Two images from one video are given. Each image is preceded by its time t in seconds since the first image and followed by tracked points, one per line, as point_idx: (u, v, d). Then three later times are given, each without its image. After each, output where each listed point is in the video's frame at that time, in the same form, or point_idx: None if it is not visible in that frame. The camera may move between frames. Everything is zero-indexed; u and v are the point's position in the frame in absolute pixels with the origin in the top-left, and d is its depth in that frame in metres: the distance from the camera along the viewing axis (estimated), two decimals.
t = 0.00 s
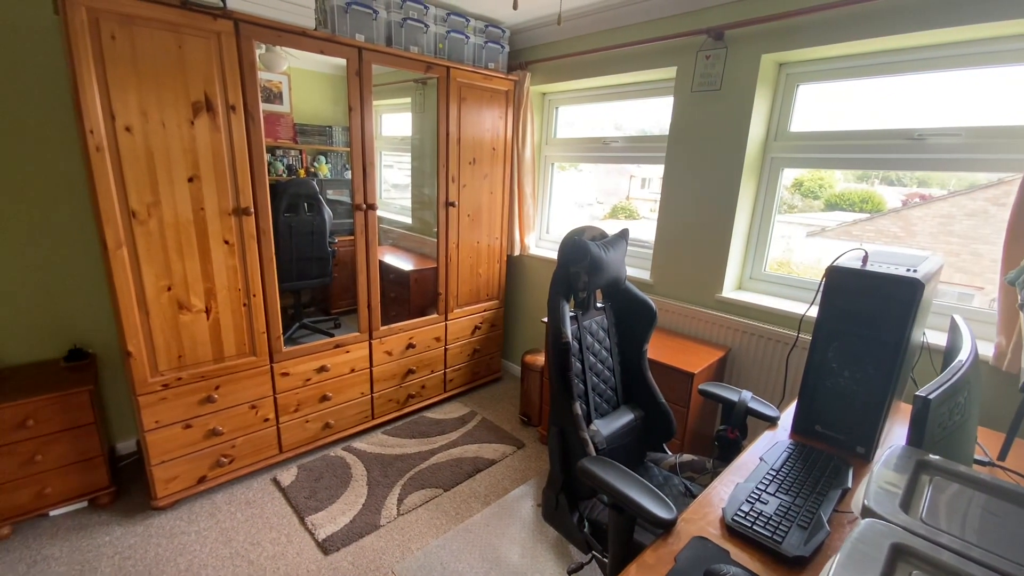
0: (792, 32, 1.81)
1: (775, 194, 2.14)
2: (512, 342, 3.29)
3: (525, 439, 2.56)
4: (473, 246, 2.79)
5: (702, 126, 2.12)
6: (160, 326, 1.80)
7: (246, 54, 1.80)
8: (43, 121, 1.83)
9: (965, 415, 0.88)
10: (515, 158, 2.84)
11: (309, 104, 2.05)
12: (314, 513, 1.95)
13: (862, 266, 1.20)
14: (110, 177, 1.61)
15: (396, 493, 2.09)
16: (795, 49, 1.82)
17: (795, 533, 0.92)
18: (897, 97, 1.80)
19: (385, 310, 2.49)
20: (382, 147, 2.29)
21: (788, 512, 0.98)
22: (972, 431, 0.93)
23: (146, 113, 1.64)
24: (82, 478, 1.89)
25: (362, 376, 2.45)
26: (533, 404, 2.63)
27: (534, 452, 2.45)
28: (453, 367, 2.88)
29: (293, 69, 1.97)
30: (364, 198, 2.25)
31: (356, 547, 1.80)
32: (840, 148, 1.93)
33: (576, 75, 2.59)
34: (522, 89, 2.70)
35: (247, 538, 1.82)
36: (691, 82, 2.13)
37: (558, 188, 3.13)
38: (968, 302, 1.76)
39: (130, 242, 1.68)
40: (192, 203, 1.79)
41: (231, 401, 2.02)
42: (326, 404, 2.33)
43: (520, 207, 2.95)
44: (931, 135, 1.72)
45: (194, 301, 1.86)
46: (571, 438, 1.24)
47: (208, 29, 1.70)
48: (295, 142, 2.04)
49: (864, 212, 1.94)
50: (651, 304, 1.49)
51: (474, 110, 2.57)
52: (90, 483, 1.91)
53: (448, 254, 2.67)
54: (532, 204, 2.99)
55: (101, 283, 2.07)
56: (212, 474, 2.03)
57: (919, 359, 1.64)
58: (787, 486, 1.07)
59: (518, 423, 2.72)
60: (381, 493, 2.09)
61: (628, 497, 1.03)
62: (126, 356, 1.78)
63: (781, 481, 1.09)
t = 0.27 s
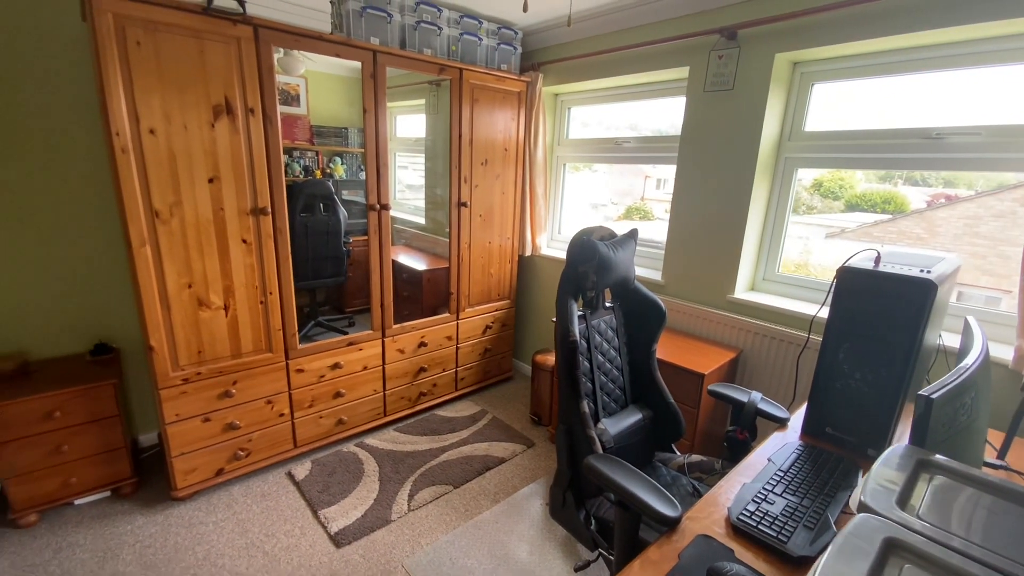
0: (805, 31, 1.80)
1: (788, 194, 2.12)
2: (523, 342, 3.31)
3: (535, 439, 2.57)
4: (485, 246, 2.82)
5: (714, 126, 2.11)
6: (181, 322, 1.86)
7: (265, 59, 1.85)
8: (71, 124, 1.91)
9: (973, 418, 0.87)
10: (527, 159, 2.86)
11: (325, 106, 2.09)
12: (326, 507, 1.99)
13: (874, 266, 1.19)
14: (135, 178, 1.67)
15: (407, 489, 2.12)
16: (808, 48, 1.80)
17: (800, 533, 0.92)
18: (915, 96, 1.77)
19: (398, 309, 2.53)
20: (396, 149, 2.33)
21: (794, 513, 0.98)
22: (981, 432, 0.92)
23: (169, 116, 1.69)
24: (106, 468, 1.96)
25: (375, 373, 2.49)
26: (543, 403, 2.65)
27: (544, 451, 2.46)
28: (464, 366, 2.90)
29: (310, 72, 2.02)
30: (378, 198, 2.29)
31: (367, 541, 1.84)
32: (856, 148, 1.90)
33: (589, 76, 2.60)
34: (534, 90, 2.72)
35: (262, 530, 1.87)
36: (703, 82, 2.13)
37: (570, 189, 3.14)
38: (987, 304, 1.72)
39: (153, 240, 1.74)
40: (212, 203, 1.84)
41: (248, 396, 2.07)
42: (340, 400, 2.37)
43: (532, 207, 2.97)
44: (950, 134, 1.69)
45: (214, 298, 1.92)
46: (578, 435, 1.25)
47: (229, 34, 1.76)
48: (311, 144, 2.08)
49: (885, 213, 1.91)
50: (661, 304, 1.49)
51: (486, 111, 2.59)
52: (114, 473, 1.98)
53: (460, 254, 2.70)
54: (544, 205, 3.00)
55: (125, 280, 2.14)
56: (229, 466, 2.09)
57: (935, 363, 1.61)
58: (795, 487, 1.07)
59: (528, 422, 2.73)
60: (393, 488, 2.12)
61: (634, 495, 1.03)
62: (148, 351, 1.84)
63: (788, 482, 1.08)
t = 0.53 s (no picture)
0: (821, 31, 1.79)
1: (804, 195, 2.11)
2: (538, 341, 3.35)
3: (548, 436, 2.60)
4: (501, 247, 2.87)
5: (729, 127, 2.12)
6: (211, 317, 1.96)
7: (291, 66, 1.93)
8: (113, 130, 2.03)
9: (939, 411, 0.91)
10: (543, 160, 2.90)
11: (348, 110, 2.17)
12: (344, 496, 2.07)
13: (883, 267, 1.19)
14: (170, 181, 1.77)
15: (421, 482, 2.18)
16: (824, 49, 1.80)
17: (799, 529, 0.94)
18: (935, 95, 1.74)
19: (415, 307, 2.60)
20: (415, 151, 2.40)
21: (795, 509, 0.99)
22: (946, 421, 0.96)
23: (202, 121, 1.79)
24: (140, 454, 2.08)
25: (393, 369, 2.56)
26: (556, 402, 2.68)
27: (557, 449, 2.49)
28: (480, 364, 2.96)
29: (334, 78, 2.10)
30: (397, 199, 2.37)
31: (382, 530, 1.90)
32: (874, 149, 1.88)
33: (605, 78, 2.63)
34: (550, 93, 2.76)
35: (283, 516, 1.95)
36: (718, 84, 2.13)
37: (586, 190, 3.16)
38: (1009, 307, 1.69)
39: (186, 239, 1.84)
40: (241, 204, 1.94)
41: (272, 388, 2.17)
42: (358, 395, 2.45)
43: (548, 208, 3.00)
44: (971, 134, 1.66)
45: (241, 294, 2.02)
46: (585, 430, 1.29)
47: (257, 44, 1.85)
48: (335, 147, 2.16)
49: (917, 214, 1.84)
50: (669, 303, 1.51)
51: (503, 114, 2.64)
52: (147, 460, 2.10)
53: (476, 254, 2.75)
54: (560, 206, 3.04)
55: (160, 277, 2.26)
56: (254, 456, 2.19)
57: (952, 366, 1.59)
58: (797, 484, 1.08)
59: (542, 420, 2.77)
60: (408, 481, 2.18)
61: (637, 488, 1.06)
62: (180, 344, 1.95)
63: (792, 480, 1.10)
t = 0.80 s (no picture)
0: (837, 29, 1.79)
1: (821, 193, 2.10)
2: (555, 339, 3.40)
3: (562, 431, 2.65)
4: (519, 245, 2.93)
5: (744, 126, 2.13)
6: (243, 307, 2.09)
7: (320, 72, 2.05)
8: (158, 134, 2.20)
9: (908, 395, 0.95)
10: (560, 160, 2.95)
11: (374, 114, 2.28)
12: (364, 481, 2.17)
13: (885, 262, 1.21)
14: (208, 180, 1.91)
15: (437, 470, 2.26)
16: (839, 47, 1.79)
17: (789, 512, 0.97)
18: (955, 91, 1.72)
19: (434, 303, 2.70)
20: (434, 152, 2.50)
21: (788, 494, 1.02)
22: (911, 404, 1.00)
23: (237, 125, 1.92)
24: (177, 435, 2.23)
25: (412, 362, 2.66)
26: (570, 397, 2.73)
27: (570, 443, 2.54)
28: (497, 359, 3.03)
29: (360, 82, 2.21)
30: (417, 198, 2.47)
31: (399, 513, 1.99)
32: (891, 146, 1.86)
33: (621, 79, 2.66)
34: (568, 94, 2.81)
35: (307, 497, 2.07)
36: (732, 83, 2.15)
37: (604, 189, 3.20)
38: None
39: (222, 234, 1.98)
40: (271, 201, 2.06)
41: (298, 376, 2.29)
42: (379, 385, 2.56)
43: (565, 207, 3.06)
44: (991, 131, 1.63)
45: (271, 287, 2.14)
46: (589, 417, 1.34)
47: (289, 52, 1.97)
48: (360, 148, 2.28)
49: (967, 217, 1.73)
50: (677, 298, 1.55)
51: (521, 115, 2.71)
52: (183, 440, 2.25)
53: (494, 252, 2.83)
54: (577, 205, 3.08)
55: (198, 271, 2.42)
56: (281, 440, 2.31)
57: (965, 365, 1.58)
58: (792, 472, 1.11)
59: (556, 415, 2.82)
60: (424, 468, 2.27)
61: (634, 470, 1.11)
62: (215, 332, 2.09)
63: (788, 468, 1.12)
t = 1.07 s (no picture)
0: (851, 30, 1.80)
1: (837, 192, 2.11)
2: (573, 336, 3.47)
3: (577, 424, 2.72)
4: (538, 243, 3.02)
5: (759, 126, 2.15)
6: (278, 298, 2.25)
7: (351, 80, 2.20)
8: (204, 138, 2.39)
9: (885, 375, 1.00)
10: (580, 161, 3.02)
11: (401, 117, 2.42)
12: (386, 464, 2.30)
13: (884, 257, 1.25)
14: (249, 180, 2.07)
15: (455, 456, 2.37)
16: (853, 47, 1.81)
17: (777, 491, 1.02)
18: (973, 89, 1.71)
19: (456, 299, 2.81)
20: (457, 154, 2.62)
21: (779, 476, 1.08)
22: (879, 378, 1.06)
23: (275, 129, 2.08)
24: (218, 416, 2.41)
25: (434, 354, 2.78)
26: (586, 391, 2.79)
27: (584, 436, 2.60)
28: (516, 354, 3.12)
29: (389, 87, 2.36)
30: (440, 197, 2.59)
31: (418, 495, 2.10)
32: (906, 145, 1.86)
33: (640, 81, 2.71)
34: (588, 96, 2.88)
35: (333, 476, 2.21)
36: (748, 84, 2.18)
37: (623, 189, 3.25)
38: None
39: (260, 230, 2.15)
40: (305, 200, 2.22)
41: (327, 364, 2.44)
42: (402, 375, 2.69)
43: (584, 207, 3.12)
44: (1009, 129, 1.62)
45: (304, 279, 2.30)
46: (595, 402, 1.42)
47: (323, 61, 2.12)
48: (389, 151, 2.42)
49: None
50: (684, 292, 1.60)
51: (541, 118, 2.80)
52: (223, 421, 2.43)
53: (513, 250, 2.92)
54: (596, 205, 3.14)
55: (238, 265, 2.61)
56: (311, 424, 2.47)
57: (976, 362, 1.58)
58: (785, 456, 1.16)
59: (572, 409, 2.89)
60: (443, 455, 2.38)
61: (633, 450, 1.18)
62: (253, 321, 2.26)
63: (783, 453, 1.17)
